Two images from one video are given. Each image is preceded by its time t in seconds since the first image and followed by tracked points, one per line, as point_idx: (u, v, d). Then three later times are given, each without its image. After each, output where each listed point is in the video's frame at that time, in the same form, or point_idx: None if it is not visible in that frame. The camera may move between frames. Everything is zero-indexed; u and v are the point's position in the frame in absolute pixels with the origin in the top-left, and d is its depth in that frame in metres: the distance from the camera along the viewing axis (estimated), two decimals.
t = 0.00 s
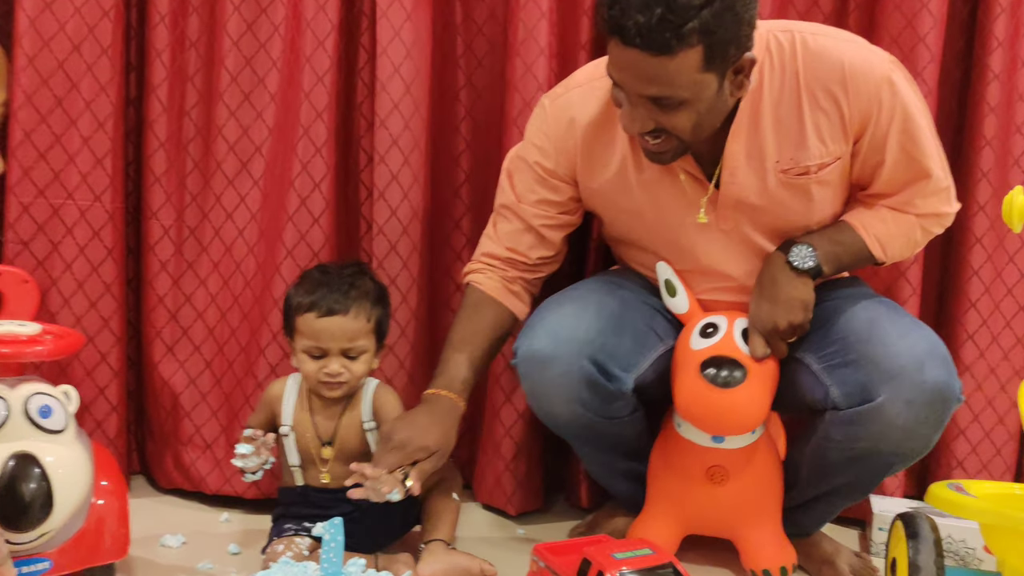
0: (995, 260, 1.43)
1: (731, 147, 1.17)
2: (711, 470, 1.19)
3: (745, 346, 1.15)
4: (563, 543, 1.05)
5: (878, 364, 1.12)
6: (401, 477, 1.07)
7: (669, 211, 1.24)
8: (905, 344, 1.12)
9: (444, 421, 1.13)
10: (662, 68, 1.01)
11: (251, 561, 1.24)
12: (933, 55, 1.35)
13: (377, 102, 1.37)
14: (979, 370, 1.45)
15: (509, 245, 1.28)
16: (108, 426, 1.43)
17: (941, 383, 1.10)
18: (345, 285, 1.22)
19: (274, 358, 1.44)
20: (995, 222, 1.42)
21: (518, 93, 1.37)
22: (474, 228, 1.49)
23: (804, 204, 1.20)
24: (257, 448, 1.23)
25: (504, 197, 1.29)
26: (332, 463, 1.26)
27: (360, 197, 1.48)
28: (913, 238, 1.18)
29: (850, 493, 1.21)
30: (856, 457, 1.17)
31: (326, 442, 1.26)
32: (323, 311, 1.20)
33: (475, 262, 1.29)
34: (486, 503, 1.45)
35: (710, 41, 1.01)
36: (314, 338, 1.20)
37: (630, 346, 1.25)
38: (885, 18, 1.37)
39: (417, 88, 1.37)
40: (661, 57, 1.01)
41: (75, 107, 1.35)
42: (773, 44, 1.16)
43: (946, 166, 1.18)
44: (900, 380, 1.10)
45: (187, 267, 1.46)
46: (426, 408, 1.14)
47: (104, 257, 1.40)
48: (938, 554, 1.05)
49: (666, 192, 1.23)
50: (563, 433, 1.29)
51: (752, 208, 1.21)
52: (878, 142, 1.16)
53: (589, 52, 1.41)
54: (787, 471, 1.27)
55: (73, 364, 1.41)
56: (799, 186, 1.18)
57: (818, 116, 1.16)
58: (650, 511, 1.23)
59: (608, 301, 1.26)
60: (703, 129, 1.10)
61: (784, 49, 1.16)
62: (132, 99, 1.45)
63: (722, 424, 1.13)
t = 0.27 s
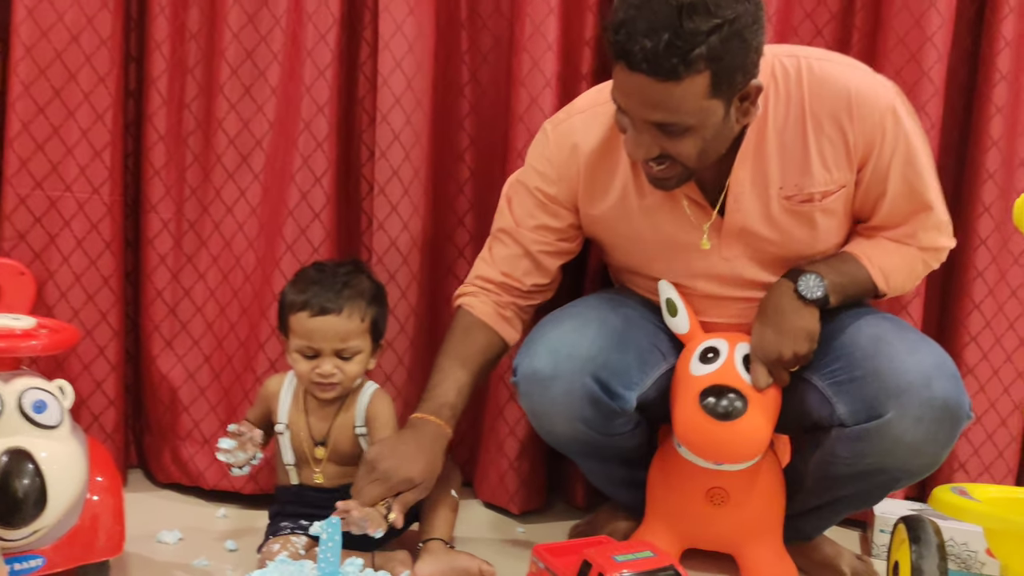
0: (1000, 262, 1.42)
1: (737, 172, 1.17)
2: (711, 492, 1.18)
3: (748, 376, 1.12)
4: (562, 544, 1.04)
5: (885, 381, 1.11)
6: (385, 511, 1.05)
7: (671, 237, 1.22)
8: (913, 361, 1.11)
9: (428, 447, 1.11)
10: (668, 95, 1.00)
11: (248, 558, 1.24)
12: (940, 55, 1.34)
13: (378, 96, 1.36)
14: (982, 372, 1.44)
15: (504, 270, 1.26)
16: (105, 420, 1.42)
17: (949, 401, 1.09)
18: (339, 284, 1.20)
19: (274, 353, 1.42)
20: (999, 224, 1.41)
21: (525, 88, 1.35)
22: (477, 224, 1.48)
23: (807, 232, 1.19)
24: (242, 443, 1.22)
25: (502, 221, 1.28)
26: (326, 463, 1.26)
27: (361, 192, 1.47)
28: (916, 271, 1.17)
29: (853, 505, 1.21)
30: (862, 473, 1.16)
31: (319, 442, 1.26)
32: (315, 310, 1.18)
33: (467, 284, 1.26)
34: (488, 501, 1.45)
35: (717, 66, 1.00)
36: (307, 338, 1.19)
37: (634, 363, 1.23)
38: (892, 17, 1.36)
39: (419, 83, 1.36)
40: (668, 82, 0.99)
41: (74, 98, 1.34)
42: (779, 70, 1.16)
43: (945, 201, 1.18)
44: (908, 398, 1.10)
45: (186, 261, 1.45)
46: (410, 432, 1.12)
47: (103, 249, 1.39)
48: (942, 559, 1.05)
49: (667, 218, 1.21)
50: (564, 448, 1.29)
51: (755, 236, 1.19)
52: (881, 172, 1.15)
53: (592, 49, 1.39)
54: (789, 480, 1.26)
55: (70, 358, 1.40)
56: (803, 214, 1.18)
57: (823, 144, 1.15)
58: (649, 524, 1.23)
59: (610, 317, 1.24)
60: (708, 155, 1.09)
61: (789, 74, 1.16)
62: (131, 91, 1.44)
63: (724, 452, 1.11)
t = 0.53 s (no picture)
0: (1010, 262, 1.40)
1: (745, 179, 1.15)
2: (718, 488, 1.16)
3: (752, 373, 1.11)
4: (565, 546, 1.02)
5: (898, 375, 1.10)
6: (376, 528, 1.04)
7: (678, 242, 1.20)
8: (927, 355, 1.09)
9: (422, 461, 1.08)
10: (678, 108, 0.98)
11: (246, 557, 1.22)
12: (953, 52, 1.32)
13: (382, 88, 1.34)
14: (991, 373, 1.42)
15: (502, 278, 1.24)
16: (103, 414, 1.41)
17: (963, 396, 1.08)
18: (337, 283, 1.18)
19: (274, 348, 1.41)
20: (1010, 224, 1.39)
21: (532, 82, 1.33)
22: (481, 219, 1.46)
23: (816, 234, 1.17)
24: (224, 433, 1.21)
25: (503, 228, 1.25)
26: (317, 464, 1.24)
27: (364, 185, 1.45)
28: (925, 269, 1.15)
29: (863, 501, 1.20)
30: (873, 467, 1.15)
31: (309, 442, 1.24)
32: (312, 308, 1.16)
33: (464, 291, 1.24)
34: (490, 500, 1.43)
35: (728, 79, 0.98)
36: (300, 336, 1.16)
37: (640, 358, 1.21)
38: (905, 12, 1.34)
39: (423, 75, 1.34)
40: (679, 96, 0.97)
41: (73, 88, 1.32)
42: (787, 72, 1.14)
43: (956, 201, 1.16)
44: (921, 392, 1.08)
45: (186, 254, 1.43)
46: (403, 443, 1.09)
47: (101, 241, 1.37)
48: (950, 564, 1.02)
49: (674, 222, 1.19)
50: (569, 442, 1.27)
51: (763, 239, 1.18)
52: (891, 174, 1.13)
53: (600, 42, 1.37)
54: (798, 476, 1.25)
55: (68, 351, 1.38)
56: (812, 217, 1.16)
57: (832, 146, 1.13)
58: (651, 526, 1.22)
59: (616, 312, 1.23)
60: (717, 165, 1.07)
61: (797, 77, 1.14)
62: (131, 81, 1.42)
63: (731, 447, 1.09)
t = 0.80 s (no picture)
0: (1021, 265, 1.38)
1: (757, 156, 1.13)
2: (731, 472, 1.15)
3: (768, 351, 1.11)
4: (571, 549, 1.01)
5: (913, 367, 1.09)
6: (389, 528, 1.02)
7: (691, 220, 1.19)
8: (942, 347, 1.09)
9: (432, 457, 1.07)
10: (685, 92, 0.96)
11: (248, 556, 1.21)
12: (966, 52, 1.30)
13: (387, 84, 1.32)
14: (1001, 377, 1.41)
15: (508, 261, 1.23)
16: (104, 411, 1.39)
17: (978, 390, 1.08)
18: (337, 283, 1.17)
19: (277, 346, 1.40)
20: (1021, 226, 1.37)
21: (539, 78, 1.32)
22: (487, 217, 1.44)
23: (832, 209, 1.15)
24: (218, 431, 1.20)
25: (510, 210, 1.23)
26: (317, 465, 1.23)
27: (369, 182, 1.44)
28: (941, 236, 1.15)
29: (872, 499, 1.19)
30: (885, 461, 1.14)
31: (311, 443, 1.23)
32: (310, 309, 1.14)
33: (468, 276, 1.23)
34: (494, 501, 1.42)
35: (736, 61, 0.96)
36: (299, 337, 1.15)
37: (650, 347, 1.20)
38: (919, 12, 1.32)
39: (430, 71, 1.32)
40: (685, 79, 0.95)
41: (76, 81, 1.31)
42: (798, 47, 1.12)
43: (973, 163, 1.15)
44: (936, 385, 1.08)
45: (189, 250, 1.42)
46: (411, 438, 1.09)
47: (103, 237, 1.35)
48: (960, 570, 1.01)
49: (686, 201, 1.18)
50: (576, 435, 1.26)
51: (779, 216, 1.16)
52: (908, 144, 1.12)
53: (608, 38, 1.36)
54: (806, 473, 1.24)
55: (69, 347, 1.37)
56: (829, 192, 1.14)
57: (848, 120, 1.11)
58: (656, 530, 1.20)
59: (625, 301, 1.22)
60: (726, 147, 1.06)
61: (809, 52, 1.12)
62: (135, 74, 1.41)
63: (746, 425, 1.08)
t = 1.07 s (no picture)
0: None
1: (768, 141, 1.13)
2: (740, 471, 1.15)
3: (781, 347, 1.11)
4: (579, 547, 1.01)
5: (928, 371, 1.09)
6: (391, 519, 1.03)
7: (699, 207, 1.18)
8: (957, 350, 1.09)
9: (436, 455, 1.06)
10: (699, 70, 0.95)
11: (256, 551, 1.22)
12: (978, 53, 1.30)
13: (398, 81, 1.32)
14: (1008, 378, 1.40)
15: (516, 248, 1.23)
16: (112, 404, 1.40)
17: (993, 393, 1.08)
18: (340, 277, 1.16)
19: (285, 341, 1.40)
20: None
21: (547, 75, 1.31)
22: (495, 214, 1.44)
23: (842, 197, 1.15)
24: (228, 426, 1.21)
25: (517, 195, 1.23)
26: (326, 460, 1.23)
27: (377, 178, 1.44)
28: (949, 225, 1.16)
29: (883, 497, 1.19)
30: (898, 462, 1.14)
31: (320, 438, 1.23)
32: (313, 303, 1.14)
33: (473, 266, 1.23)
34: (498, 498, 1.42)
35: (752, 40, 0.96)
36: (305, 332, 1.15)
37: (660, 349, 1.20)
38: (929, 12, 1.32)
39: (440, 67, 1.32)
40: (700, 57, 0.95)
41: (85, 75, 1.31)
42: (810, 32, 1.12)
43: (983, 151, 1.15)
44: (952, 389, 1.08)
45: (198, 244, 1.42)
46: (418, 435, 1.08)
47: (112, 231, 1.36)
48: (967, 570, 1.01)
49: (694, 187, 1.17)
50: (586, 436, 1.26)
51: (789, 202, 1.15)
52: (920, 132, 1.11)
53: (618, 35, 1.36)
54: (815, 469, 1.25)
55: (77, 340, 1.37)
56: (839, 180, 1.14)
57: (860, 107, 1.11)
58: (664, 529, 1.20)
59: (636, 303, 1.22)
60: (738, 130, 1.05)
61: (821, 37, 1.12)
62: (143, 68, 1.41)
63: (756, 422, 1.08)
